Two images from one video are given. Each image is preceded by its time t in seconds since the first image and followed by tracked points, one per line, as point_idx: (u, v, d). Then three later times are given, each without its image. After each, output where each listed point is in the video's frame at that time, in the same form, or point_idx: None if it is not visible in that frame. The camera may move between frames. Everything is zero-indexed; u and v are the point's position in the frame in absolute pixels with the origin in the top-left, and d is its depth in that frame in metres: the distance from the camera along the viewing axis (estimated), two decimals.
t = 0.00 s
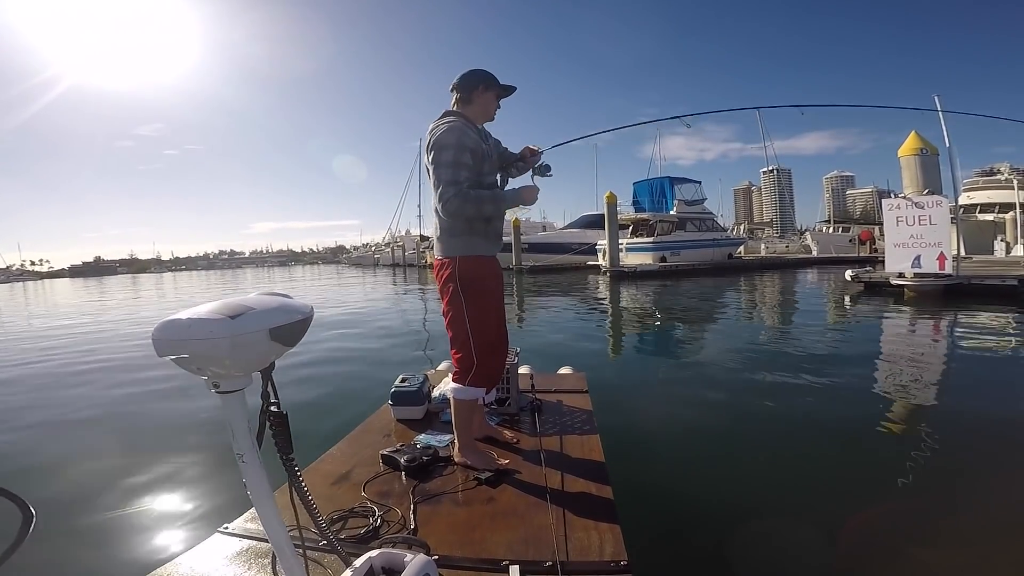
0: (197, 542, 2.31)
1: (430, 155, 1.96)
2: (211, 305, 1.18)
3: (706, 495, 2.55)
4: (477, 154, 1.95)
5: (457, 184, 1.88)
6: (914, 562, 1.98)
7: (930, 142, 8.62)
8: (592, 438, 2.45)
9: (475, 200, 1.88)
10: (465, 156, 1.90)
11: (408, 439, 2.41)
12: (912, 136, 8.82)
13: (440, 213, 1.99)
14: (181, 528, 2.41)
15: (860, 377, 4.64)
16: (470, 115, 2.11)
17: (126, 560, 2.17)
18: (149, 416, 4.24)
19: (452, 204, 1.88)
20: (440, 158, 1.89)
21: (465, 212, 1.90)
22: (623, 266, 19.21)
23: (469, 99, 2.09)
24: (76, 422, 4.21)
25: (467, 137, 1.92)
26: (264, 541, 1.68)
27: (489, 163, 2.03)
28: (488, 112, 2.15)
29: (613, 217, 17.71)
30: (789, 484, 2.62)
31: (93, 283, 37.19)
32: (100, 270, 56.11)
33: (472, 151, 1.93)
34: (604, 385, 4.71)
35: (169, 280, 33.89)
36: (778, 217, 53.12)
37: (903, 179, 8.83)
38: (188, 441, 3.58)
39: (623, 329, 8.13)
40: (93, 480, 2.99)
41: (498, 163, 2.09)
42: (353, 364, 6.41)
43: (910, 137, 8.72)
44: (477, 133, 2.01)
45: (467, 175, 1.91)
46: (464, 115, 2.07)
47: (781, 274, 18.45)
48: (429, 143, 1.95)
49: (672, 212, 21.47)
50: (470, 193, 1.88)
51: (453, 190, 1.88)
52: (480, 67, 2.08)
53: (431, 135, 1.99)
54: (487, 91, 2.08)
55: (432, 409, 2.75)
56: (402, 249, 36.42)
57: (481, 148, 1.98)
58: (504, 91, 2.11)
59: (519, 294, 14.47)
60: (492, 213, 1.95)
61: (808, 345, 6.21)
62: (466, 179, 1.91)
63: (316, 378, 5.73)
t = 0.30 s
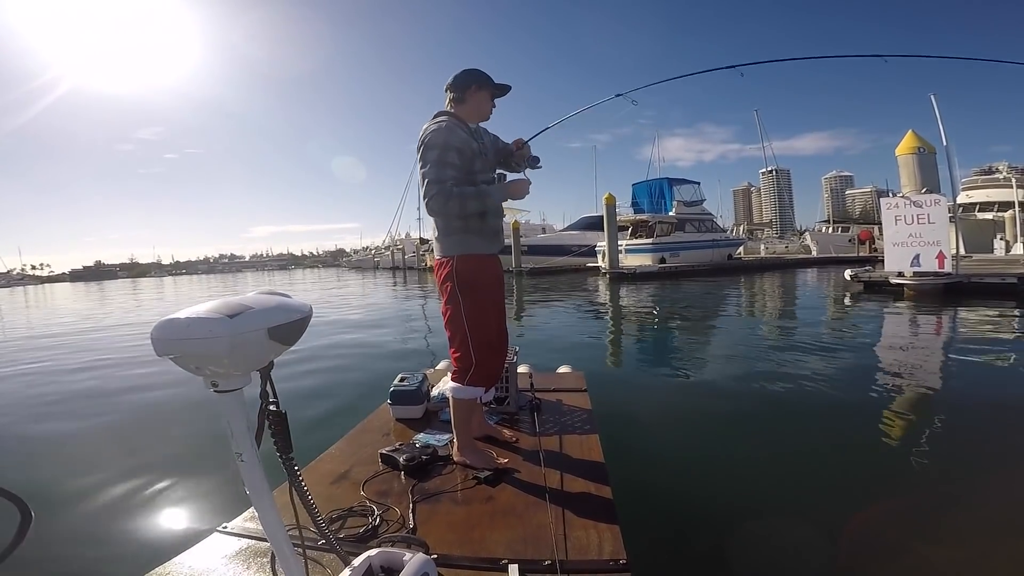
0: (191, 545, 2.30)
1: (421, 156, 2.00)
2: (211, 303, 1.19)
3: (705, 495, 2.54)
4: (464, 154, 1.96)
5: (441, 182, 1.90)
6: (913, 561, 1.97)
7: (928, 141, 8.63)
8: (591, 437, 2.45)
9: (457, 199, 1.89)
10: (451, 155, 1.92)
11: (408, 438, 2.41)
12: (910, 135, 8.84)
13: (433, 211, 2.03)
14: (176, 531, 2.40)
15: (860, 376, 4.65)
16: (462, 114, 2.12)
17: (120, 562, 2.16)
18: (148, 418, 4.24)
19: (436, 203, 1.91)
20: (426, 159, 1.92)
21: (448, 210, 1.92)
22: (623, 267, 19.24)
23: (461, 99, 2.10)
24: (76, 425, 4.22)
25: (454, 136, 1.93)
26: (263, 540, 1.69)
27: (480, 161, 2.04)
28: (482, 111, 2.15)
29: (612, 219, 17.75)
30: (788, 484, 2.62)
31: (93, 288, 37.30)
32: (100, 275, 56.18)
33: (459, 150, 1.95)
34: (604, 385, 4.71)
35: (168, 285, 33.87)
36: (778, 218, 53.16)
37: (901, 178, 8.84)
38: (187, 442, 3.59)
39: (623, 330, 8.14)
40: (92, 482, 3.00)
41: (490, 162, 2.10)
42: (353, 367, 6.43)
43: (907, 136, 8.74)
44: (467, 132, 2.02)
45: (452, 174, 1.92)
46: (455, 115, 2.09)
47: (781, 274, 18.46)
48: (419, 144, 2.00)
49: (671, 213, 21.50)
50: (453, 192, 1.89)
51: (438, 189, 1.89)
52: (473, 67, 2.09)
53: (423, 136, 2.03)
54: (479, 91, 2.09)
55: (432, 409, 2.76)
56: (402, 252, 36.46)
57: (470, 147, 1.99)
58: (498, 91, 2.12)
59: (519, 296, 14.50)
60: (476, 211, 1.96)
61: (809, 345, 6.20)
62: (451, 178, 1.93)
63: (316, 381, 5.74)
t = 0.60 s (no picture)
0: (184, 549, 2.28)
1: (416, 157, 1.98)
2: (210, 305, 1.19)
3: (705, 499, 2.53)
4: (455, 152, 1.93)
5: (427, 179, 1.85)
6: (910, 562, 1.97)
7: (930, 144, 8.61)
8: (590, 440, 2.45)
9: (442, 194, 1.81)
10: (440, 153, 1.89)
11: (406, 440, 2.41)
12: (912, 139, 8.82)
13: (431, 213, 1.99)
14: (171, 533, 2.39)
15: (861, 380, 4.64)
16: (460, 115, 2.12)
17: (113, 566, 2.15)
18: (147, 419, 4.25)
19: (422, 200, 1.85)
20: (415, 157, 1.91)
21: (434, 206, 1.84)
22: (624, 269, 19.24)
23: (458, 100, 2.10)
24: (74, 425, 4.21)
25: (444, 134, 1.91)
26: (261, 542, 1.69)
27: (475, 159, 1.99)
28: (482, 112, 2.14)
29: (614, 221, 17.75)
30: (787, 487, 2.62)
31: (95, 287, 37.40)
32: (102, 274, 56.25)
33: (450, 148, 1.92)
34: (603, 387, 4.72)
35: (171, 284, 34.02)
36: (780, 220, 53.10)
37: (903, 181, 8.82)
38: (184, 443, 3.59)
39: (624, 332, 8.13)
40: (89, 482, 3.00)
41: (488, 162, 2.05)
42: (352, 367, 6.44)
43: (910, 140, 8.71)
44: (461, 132, 2.00)
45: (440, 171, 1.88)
46: (453, 116, 2.10)
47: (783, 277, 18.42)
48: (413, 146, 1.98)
49: (672, 215, 21.51)
50: (438, 186, 1.82)
51: (424, 184, 1.84)
52: (473, 68, 2.09)
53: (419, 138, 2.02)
54: (476, 91, 2.09)
55: (430, 410, 2.76)
56: (403, 253, 36.48)
57: (463, 146, 1.97)
58: (499, 91, 2.11)
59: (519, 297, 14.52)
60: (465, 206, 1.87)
61: (809, 348, 6.19)
62: (439, 175, 1.88)
63: (315, 381, 5.75)
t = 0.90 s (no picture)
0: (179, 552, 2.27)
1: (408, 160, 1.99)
2: (205, 307, 1.19)
3: (703, 500, 2.52)
4: (444, 151, 1.92)
5: (415, 179, 1.84)
6: (908, 563, 1.97)
7: (932, 141, 8.55)
8: (587, 441, 2.45)
9: (428, 191, 1.79)
10: (428, 152, 1.88)
11: (404, 442, 2.41)
12: (914, 136, 8.76)
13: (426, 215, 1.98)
14: (170, 534, 2.42)
15: (861, 379, 4.62)
16: (453, 117, 2.12)
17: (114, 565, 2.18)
18: (147, 421, 4.28)
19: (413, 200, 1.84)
20: (405, 159, 1.92)
21: (423, 204, 1.82)
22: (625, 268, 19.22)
23: (450, 103, 2.11)
24: (76, 429, 4.24)
25: (432, 135, 1.91)
26: (258, 543, 1.69)
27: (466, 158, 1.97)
28: (475, 114, 2.14)
29: (615, 220, 17.73)
30: (784, 487, 2.61)
31: (99, 290, 37.63)
32: (106, 277, 56.49)
33: (439, 148, 1.91)
34: (602, 388, 4.71)
35: (173, 287, 34.09)
36: (782, 218, 52.93)
37: (905, 178, 8.76)
38: (183, 446, 3.62)
39: (625, 331, 8.12)
40: (88, 483, 3.04)
41: (481, 160, 2.03)
42: (352, 369, 6.45)
43: (911, 137, 8.66)
44: (452, 132, 2.00)
45: (429, 170, 1.87)
46: (445, 118, 2.10)
47: (785, 275, 18.36)
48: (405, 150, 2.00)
49: (673, 214, 21.46)
50: (425, 184, 1.81)
51: (412, 185, 1.84)
52: (464, 69, 2.10)
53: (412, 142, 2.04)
54: (467, 92, 2.09)
55: (428, 412, 2.76)
56: (405, 254, 36.55)
57: (452, 146, 1.96)
58: (492, 93, 2.10)
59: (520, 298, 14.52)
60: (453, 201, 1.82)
61: (810, 347, 6.16)
62: (428, 174, 1.87)
63: (315, 383, 5.76)
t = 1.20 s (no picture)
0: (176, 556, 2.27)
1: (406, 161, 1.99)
2: (205, 309, 1.19)
3: (703, 502, 2.51)
4: (441, 152, 1.92)
5: (411, 179, 1.84)
6: (908, 565, 1.96)
7: (935, 139, 8.49)
8: (587, 442, 2.45)
9: (423, 190, 1.79)
10: (424, 153, 1.88)
11: (404, 443, 2.42)
12: (917, 133, 8.70)
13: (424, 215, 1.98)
14: (170, 536, 2.42)
15: (863, 378, 4.60)
16: (450, 119, 2.12)
17: (115, 567, 2.18)
18: (148, 423, 4.29)
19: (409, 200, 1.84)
20: (401, 161, 1.92)
21: (419, 203, 1.82)
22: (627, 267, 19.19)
23: (448, 106, 2.12)
24: (81, 429, 4.27)
25: (429, 136, 1.92)
26: (259, 545, 1.70)
27: (464, 158, 1.97)
28: (472, 116, 2.14)
29: (617, 219, 17.71)
30: (784, 489, 2.60)
31: (104, 290, 37.82)
32: (111, 278, 56.80)
33: (435, 149, 1.91)
34: (603, 388, 4.71)
35: (177, 288, 34.24)
36: (786, 216, 52.67)
37: (908, 176, 8.71)
38: (183, 447, 3.63)
39: (627, 331, 8.11)
40: (89, 485, 3.04)
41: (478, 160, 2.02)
42: (354, 369, 6.46)
43: (915, 134, 8.60)
44: (449, 134, 2.00)
45: (425, 170, 1.87)
46: (443, 120, 2.10)
47: (788, 274, 18.28)
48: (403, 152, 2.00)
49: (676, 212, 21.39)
50: (420, 183, 1.80)
51: (408, 186, 1.84)
52: (461, 72, 2.09)
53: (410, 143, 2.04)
54: (465, 95, 2.09)
55: (428, 413, 2.76)
56: (408, 253, 36.58)
57: (449, 146, 1.96)
58: (491, 95, 2.11)
59: (523, 297, 14.53)
60: (449, 199, 1.82)
61: (813, 346, 6.14)
62: (424, 174, 1.87)
63: (318, 383, 5.78)
